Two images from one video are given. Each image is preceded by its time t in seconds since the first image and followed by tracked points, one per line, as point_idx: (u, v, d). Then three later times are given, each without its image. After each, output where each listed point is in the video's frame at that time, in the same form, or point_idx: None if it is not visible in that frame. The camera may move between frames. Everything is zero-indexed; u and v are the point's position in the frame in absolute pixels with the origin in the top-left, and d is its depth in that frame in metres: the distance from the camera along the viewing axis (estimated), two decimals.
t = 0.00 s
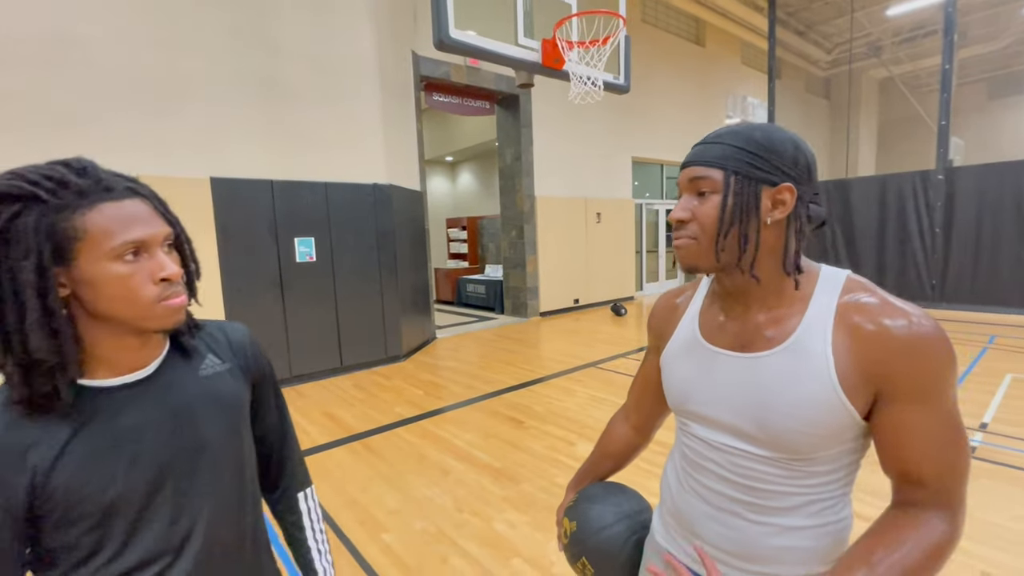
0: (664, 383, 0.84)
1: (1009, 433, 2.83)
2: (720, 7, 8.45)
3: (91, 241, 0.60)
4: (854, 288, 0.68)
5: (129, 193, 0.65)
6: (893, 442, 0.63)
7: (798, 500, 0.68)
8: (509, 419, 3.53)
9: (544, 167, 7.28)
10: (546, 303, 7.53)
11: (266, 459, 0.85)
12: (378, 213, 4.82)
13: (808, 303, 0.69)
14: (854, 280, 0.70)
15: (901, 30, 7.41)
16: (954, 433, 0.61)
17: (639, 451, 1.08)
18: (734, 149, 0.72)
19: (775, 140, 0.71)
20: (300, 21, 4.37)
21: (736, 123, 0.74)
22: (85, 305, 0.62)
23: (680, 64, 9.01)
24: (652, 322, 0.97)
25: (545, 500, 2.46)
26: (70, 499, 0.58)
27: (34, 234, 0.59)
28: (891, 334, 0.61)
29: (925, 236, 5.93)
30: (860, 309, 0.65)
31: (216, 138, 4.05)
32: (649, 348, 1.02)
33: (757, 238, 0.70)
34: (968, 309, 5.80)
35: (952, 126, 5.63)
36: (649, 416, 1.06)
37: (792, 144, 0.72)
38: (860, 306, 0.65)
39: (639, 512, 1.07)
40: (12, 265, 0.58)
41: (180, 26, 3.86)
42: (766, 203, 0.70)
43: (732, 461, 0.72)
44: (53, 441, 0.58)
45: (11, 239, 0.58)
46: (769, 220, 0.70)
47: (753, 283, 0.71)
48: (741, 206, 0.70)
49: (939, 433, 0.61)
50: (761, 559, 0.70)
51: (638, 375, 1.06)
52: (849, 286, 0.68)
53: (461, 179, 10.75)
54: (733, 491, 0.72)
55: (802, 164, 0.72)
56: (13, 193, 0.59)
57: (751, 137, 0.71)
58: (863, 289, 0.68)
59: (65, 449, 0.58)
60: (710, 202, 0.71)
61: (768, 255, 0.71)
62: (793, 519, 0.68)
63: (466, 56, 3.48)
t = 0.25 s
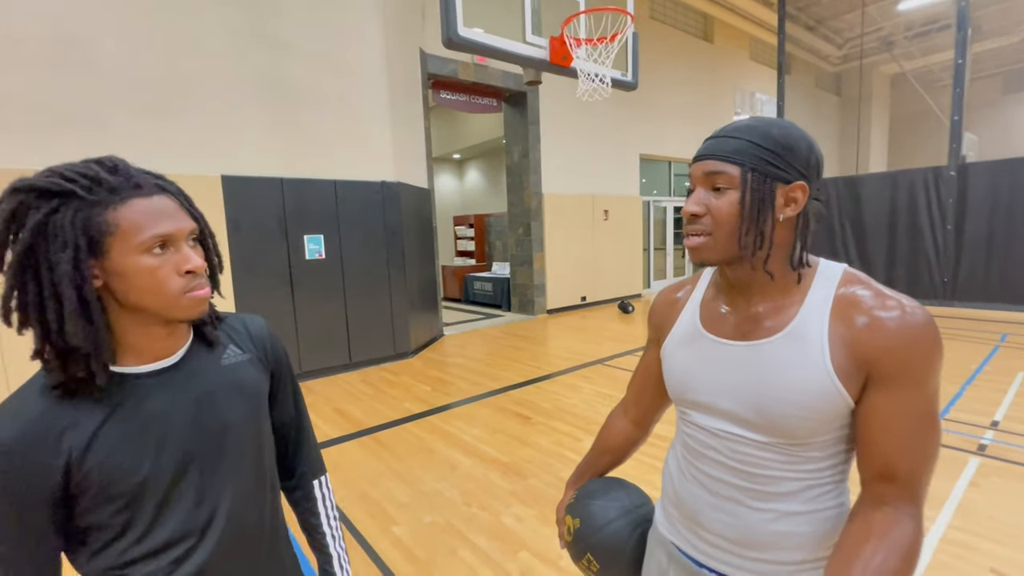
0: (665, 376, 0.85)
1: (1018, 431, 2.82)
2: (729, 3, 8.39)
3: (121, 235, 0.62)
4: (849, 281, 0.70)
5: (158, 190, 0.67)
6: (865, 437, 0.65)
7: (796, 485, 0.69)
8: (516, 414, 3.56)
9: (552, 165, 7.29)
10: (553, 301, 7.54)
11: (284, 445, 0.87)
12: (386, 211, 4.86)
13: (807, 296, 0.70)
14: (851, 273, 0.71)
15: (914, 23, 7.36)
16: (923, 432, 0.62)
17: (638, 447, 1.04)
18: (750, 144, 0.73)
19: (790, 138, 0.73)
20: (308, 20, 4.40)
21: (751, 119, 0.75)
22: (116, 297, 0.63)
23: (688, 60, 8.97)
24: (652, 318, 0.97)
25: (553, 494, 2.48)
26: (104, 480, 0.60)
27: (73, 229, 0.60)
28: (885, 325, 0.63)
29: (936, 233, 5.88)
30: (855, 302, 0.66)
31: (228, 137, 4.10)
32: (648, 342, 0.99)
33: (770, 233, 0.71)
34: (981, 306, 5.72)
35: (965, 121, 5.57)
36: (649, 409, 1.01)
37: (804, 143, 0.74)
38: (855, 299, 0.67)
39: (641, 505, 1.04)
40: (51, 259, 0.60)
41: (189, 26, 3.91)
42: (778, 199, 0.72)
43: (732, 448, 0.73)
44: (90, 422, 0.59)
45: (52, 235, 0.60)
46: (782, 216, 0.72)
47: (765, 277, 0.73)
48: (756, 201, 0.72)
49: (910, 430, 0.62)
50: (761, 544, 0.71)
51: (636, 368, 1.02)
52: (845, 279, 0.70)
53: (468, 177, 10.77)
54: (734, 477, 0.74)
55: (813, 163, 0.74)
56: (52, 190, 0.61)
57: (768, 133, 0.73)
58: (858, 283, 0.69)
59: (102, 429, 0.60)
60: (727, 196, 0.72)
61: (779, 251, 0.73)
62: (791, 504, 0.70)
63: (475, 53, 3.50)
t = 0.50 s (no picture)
0: (676, 370, 0.86)
1: None
2: None
3: (162, 232, 0.64)
4: (858, 275, 0.71)
5: (196, 190, 0.69)
6: (876, 427, 0.66)
7: (804, 476, 0.71)
8: (524, 411, 3.59)
9: (559, 162, 7.30)
10: (560, 298, 7.55)
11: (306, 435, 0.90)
12: (394, 208, 4.89)
13: (816, 291, 0.71)
14: (859, 268, 0.72)
15: (925, 18, 7.20)
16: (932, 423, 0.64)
17: (647, 440, 1.05)
18: (760, 143, 0.75)
19: (798, 138, 0.75)
20: (318, 19, 4.43)
21: (757, 120, 0.77)
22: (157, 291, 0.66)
23: (696, 56, 8.93)
24: (662, 314, 0.98)
25: (561, 489, 2.51)
26: (144, 463, 0.62)
27: (117, 226, 0.63)
28: (892, 318, 0.64)
29: (947, 230, 5.83)
30: (864, 297, 0.67)
31: (239, 135, 4.15)
32: (658, 337, 1.00)
33: (780, 229, 0.73)
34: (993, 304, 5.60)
35: (976, 117, 5.53)
36: (658, 404, 1.03)
37: (812, 142, 0.76)
38: (863, 294, 0.68)
39: (649, 498, 1.04)
40: (98, 255, 0.63)
41: (201, 26, 3.95)
42: (788, 196, 0.73)
43: (742, 439, 0.75)
44: (128, 409, 0.62)
45: (99, 232, 0.63)
46: (791, 213, 0.74)
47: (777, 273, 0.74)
48: (767, 199, 0.73)
49: (920, 421, 0.64)
50: (770, 533, 0.73)
51: (646, 363, 1.03)
52: (853, 274, 0.71)
53: (474, 174, 10.80)
54: (744, 468, 0.75)
55: (818, 161, 0.76)
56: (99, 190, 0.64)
57: (776, 133, 0.75)
58: (866, 278, 0.70)
59: (141, 416, 0.62)
60: (738, 194, 0.74)
61: (791, 248, 0.74)
62: (800, 494, 0.71)
63: (485, 52, 3.51)
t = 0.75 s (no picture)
0: (694, 364, 0.88)
1: None
2: None
3: (209, 229, 0.67)
4: (876, 273, 0.73)
5: (240, 189, 0.73)
6: (901, 417, 0.68)
7: (821, 466, 0.73)
8: (533, 407, 3.62)
9: (566, 160, 7.30)
10: (567, 296, 7.57)
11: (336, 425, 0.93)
12: (403, 206, 4.93)
13: (835, 287, 0.73)
14: (877, 266, 0.74)
15: (937, 13, 6.90)
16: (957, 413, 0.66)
17: (664, 433, 1.08)
18: (775, 142, 0.77)
19: (812, 136, 0.77)
20: (329, 17, 4.47)
21: (771, 120, 0.80)
22: (203, 285, 0.69)
23: (703, 54, 8.90)
24: (679, 311, 1.00)
25: (572, 484, 2.53)
26: (192, 449, 0.66)
27: (169, 224, 0.66)
28: (911, 313, 0.66)
29: (957, 228, 5.79)
30: (884, 293, 0.69)
31: (251, 134, 4.20)
32: (676, 333, 1.02)
33: (798, 226, 0.74)
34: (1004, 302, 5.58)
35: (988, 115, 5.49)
36: (676, 398, 1.05)
37: (825, 141, 0.78)
38: (882, 291, 0.70)
39: (667, 489, 1.07)
40: (150, 251, 0.66)
41: (213, 25, 3.99)
42: (804, 193, 0.75)
43: (760, 431, 0.77)
44: (176, 399, 0.65)
45: (151, 228, 0.66)
46: (808, 210, 0.75)
47: (793, 269, 0.75)
48: (783, 196, 0.75)
49: (945, 410, 0.66)
50: (788, 522, 0.75)
51: (664, 359, 1.05)
52: (871, 272, 0.73)
53: (481, 172, 10.81)
54: (762, 459, 0.77)
55: (833, 159, 0.78)
56: (152, 189, 0.67)
57: (790, 132, 0.77)
58: (884, 275, 0.72)
59: (188, 404, 0.66)
60: (754, 192, 0.76)
61: (808, 242, 0.76)
62: (819, 484, 0.73)
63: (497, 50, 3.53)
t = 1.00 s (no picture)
0: (713, 358, 0.91)
1: None
2: None
3: (256, 225, 0.72)
4: (892, 268, 0.75)
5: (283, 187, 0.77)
6: (918, 406, 0.71)
7: (839, 455, 0.75)
8: (541, 404, 3.64)
9: (573, 158, 7.31)
10: (573, 294, 7.58)
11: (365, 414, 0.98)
12: (412, 204, 4.96)
13: (853, 281, 0.75)
14: (893, 261, 0.76)
15: (947, 10, 6.89)
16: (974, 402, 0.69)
17: (682, 426, 1.10)
18: (793, 142, 0.79)
19: (827, 136, 0.79)
20: (340, 17, 4.50)
21: (788, 121, 0.82)
22: (247, 278, 0.74)
23: (711, 52, 8.88)
24: (697, 306, 1.02)
25: (582, 480, 2.56)
26: (237, 433, 0.70)
27: (219, 219, 0.71)
28: (926, 306, 0.68)
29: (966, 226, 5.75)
30: (901, 286, 0.72)
31: (263, 132, 4.24)
32: (693, 328, 1.04)
33: (816, 222, 0.76)
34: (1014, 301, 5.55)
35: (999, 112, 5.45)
36: (693, 391, 1.07)
37: (841, 140, 0.80)
38: (897, 284, 0.72)
39: (684, 481, 1.09)
40: (200, 244, 0.71)
41: (226, 25, 4.03)
42: (822, 191, 0.77)
43: (779, 422, 0.79)
44: (222, 386, 0.69)
45: (202, 223, 0.71)
46: (826, 207, 0.77)
47: (813, 264, 0.77)
48: (800, 193, 0.77)
49: (962, 399, 0.68)
50: (809, 509, 0.77)
51: (681, 353, 1.08)
52: (888, 266, 0.75)
53: (487, 170, 10.84)
54: (783, 449, 0.79)
55: (849, 158, 0.80)
56: (202, 186, 0.72)
57: (806, 132, 0.79)
58: (901, 269, 0.74)
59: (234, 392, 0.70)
60: (772, 190, 0.78)
61: (826, 238, 0.77)
62: (839, 472, 0.75)
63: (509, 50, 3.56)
